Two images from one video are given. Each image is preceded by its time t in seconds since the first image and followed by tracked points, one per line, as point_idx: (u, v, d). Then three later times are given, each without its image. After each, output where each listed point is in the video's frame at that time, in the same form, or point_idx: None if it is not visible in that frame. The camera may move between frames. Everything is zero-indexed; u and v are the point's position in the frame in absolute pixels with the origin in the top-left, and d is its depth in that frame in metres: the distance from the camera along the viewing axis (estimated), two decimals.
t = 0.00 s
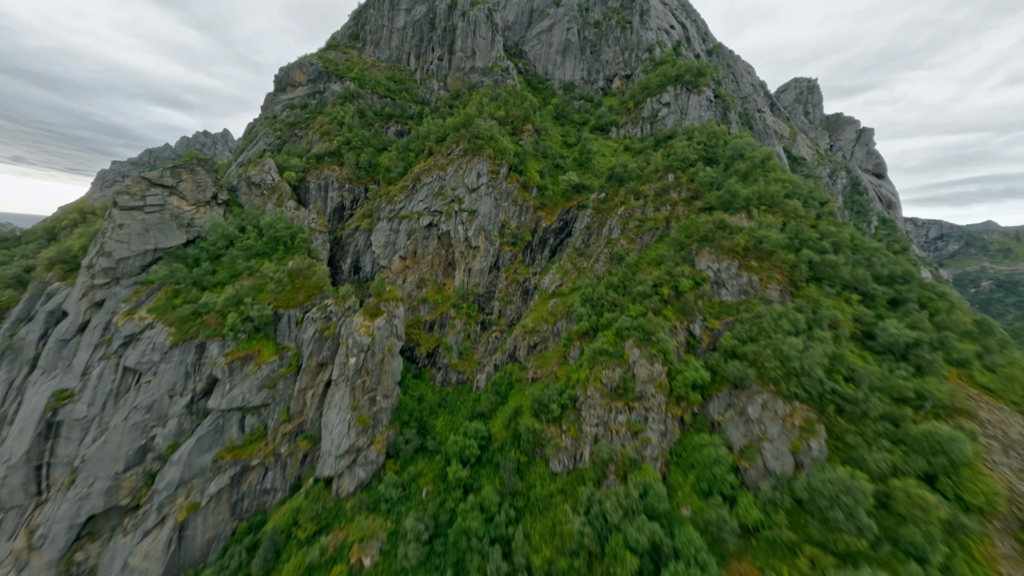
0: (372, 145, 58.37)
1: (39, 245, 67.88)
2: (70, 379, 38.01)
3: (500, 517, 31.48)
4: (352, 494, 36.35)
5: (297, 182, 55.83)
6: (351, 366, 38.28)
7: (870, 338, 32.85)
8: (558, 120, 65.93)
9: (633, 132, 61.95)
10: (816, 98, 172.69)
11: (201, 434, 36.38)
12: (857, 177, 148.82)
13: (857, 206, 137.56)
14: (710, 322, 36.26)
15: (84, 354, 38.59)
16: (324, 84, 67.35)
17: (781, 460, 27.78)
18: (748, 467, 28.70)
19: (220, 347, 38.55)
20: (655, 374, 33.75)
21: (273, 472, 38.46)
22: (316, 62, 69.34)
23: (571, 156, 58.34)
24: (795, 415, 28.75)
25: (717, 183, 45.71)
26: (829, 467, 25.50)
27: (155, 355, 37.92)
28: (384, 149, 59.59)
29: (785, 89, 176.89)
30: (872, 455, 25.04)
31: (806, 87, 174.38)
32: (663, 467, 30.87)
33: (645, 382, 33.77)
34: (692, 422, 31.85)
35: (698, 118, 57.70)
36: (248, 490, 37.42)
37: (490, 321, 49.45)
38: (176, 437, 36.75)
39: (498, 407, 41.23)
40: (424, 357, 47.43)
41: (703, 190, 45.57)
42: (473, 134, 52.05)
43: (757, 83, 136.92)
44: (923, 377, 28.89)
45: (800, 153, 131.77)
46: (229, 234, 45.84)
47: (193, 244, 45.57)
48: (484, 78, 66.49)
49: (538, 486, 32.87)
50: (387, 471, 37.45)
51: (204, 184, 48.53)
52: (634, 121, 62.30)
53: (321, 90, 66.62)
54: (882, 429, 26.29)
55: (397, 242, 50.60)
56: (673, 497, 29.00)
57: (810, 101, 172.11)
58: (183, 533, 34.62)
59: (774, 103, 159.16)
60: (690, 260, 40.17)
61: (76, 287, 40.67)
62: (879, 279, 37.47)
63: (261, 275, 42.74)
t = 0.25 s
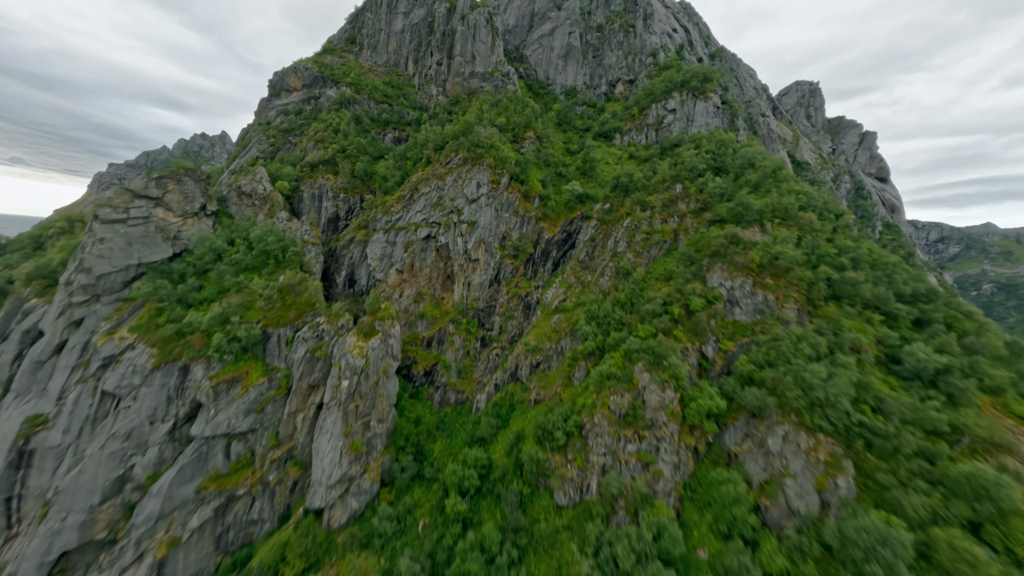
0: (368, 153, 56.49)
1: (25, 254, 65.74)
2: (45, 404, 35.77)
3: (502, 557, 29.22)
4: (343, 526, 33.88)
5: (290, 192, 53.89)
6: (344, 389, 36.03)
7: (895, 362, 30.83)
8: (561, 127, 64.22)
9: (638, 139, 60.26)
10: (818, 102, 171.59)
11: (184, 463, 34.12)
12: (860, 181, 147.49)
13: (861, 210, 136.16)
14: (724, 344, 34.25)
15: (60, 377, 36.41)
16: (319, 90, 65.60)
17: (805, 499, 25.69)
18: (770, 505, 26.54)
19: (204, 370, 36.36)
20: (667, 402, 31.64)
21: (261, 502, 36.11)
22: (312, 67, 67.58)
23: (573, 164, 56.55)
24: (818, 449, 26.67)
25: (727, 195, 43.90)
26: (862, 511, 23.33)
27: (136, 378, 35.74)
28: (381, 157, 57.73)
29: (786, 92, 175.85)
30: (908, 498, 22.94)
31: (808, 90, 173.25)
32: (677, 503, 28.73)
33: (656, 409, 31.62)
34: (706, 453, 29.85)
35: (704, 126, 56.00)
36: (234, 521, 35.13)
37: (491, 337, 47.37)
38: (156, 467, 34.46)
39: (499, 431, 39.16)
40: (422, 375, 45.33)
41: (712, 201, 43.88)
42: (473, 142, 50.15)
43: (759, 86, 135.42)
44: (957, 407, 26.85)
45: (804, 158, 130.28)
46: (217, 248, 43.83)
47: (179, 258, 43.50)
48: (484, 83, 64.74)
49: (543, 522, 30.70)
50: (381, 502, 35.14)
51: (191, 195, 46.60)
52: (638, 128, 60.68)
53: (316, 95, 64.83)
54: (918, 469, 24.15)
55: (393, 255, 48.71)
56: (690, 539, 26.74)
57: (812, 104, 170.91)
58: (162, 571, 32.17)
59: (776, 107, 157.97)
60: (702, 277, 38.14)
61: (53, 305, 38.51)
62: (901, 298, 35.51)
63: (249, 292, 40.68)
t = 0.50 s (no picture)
0: (364, 161, 54.60)
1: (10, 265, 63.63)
2: (17, 432, 33.62)
3: None
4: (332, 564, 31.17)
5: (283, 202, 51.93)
6: (335, 416, 33.79)
7: (925, 391, 28.72)
8: (563, 133, 62.49)
9: (642, 147, 58.56)
10: (820, 105, 170.33)
11: (163, 497, 31.79)
12: (864, 185, 146.08)
13: (866, 215, 134.54)
14: (739, 368, 32.19)
15: (33, 403, 34.24)
16: (314, 95, 63.83)
17: (835, 545, 23.47)
18: (796, 551, 24.27)
19: (187, 396, 34.14)
20: (680, 433, 29.47)
21: (246, 536, 33.50)
22: (307, 72, 65.81)
23: (577, 173, 54.75)
24: (847, 489, 24.47)
25: (738, 207, 42.07)
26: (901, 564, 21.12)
27: (113, 405, 33.49)
28: (377, 165, 55.84)
29: (788, 95, 174.67)
30: (952, 551, 20.76)
31: (810, 93, 171.96)
32: (694, 545, 26.50)
33: (669, 441, 29.42)
34: (722, 488, 27.81)
35: (711, 133, 54.27)
36: (218, 557, 32.47)
37: (491, 355, 45.25)
38: (133, 501, 32.09)
39: (499, 458, 37.03)
40: (419, 396, 43.23)
41: (722, 213, 42.02)
42: (473, 151, 48.31)
43: (762, 90, 134.00)
44: (997, 444, 24.74)
45: (808, 162, 128.77)
46: (204, 263, 41.78)
47: (164, 274, 41.39)
48: (484, 88, 62.97)
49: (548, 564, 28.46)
50: (374, 537, 32.74)
51: (178, 207, 44.61)
52: (643, 135, 58.92)
53: (311, 101, 63.06)
54: (960, 516, 21.98)
55: (389, 268, 46.78)
56: None
57: (814, 108, 169.68)
58: None
59: (778, 110, 156.69)
60: (714, 295, 36.17)
61: (28, 325, 36.37)
62: (926, 318, 33.53)
63: (237, 310, 38.57)
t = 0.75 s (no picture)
0: (360, 170, 52.70)
1: None
2: None
3: None
4: None
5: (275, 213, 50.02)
6: (325, 446, 31.54)
7: (960, 424, 26.61)
8: (565, 140, 60.80)
9: (647, 155, 56.86)
10: (822, 108, 169.02)
11: (138, 536, 29.42)
12: (867, 189, 144.65)
13: (870, 219, 133.03)
14: (758, 396, 30.11)
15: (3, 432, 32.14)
16: (309, 101, 62.05)
17: None
18: None
19: (167, 425, 31.91)
20: (696, 469, 27.22)
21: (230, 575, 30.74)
22: (301, 77, 64.03)
23: (580, 183, 52.97)
24: (881, 536, 22.22)
25: (750, 221, 40.23)
26: None
27: (88, 435, 31.28)
28: (373, 174, 53.93)
29: (790, 98, 173.49)
30: None
31: (812, 96, 170.59)
32: None
33: (684, 477, 27.20)
34: (741, 529, 25.59)
35: (719, 141, 52.58)
36: None
37: (492, 375, 43.17)
38: (106, 541, 29.62)
39: (501, 488, 34.91)
40: (416, 419, 41.19)
41: (734, 227, 40.15)
42: (472, 161, 46.46)
43: (765, 93, 132.50)
44: None
45: (811, 166, 127.24)
46: (190, 279, 39.74)
47: (147, 291, 39.36)
48: (483, 94, 61.20)
49: None
50: None
51: (164, 220, 42.67)
52: (648, 143, 57.25)
53: (306, 107, 61.26)
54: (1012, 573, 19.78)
55: (385, 283, 44.86)
56: None
57: (817, 111, 168.19)
58: None
59: (780, 113, 155.35)
60: (727, 316, 34.22)
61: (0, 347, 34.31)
62: (953, 341, 31.48)
63: (223, 330, 36.49)
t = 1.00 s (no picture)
0: (356, 180, 50.79)
1: None
2: None
3: None
4: None
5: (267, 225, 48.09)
6: (313, 481, 29.26)
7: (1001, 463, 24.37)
8: (568, 148, 59.11)
9: (653, 164, 55.14)
10: (824, 111, 167.70)
11: None
12: (871, 194, 143.08)
13: (875, 224, 131.34)
14: (779, 428, 27.98)
15: None
16: (304, 107, 60.27)
17: None
18: None
19: (144, 458, 29.64)
20: (714, 511, 24.93)
21: None
22: (296, 83, 62.22)
23: (583, 193, 51.26)
24: None
25: (762, 236, 38.41)
26: None
27: (58, 470, 29.02)
28: (370, 183, 52.06)
29: (792, 101, 172.26)
30: None
31: (814, 99, 169.25)
32: None
33: (702, 521, 24.84)
34: None
35: (727, 150, 50.88)
36: None
37: (493, 397, 41.09)
38: None
39: (502, 523, 32.70)
40: (412, 444, 39.01)
41: (746, 242, 38.29)
42: (472, 172, 44.65)
43: (768, 96, 130.90)
44: None
45: (815, 171, 125.62)
46: (174, 297, 37.69)
47: (128, 310, 37.25)
48: (483, 100, 59.40)
49: None
50: None
51: (148, 234, 40.76)
52: (653, 151, 55.54)
53: (300, 114, 59.45)
54: None
55: (381, 300, 42.88)
56: None
57: (819, 114, 166.78)
58: None
59: (782, 117, 154.02)
60: (742, 339, 32.20)
61: None
62: (987, 368, 29.24)
63: (206, 353, 34.37)
